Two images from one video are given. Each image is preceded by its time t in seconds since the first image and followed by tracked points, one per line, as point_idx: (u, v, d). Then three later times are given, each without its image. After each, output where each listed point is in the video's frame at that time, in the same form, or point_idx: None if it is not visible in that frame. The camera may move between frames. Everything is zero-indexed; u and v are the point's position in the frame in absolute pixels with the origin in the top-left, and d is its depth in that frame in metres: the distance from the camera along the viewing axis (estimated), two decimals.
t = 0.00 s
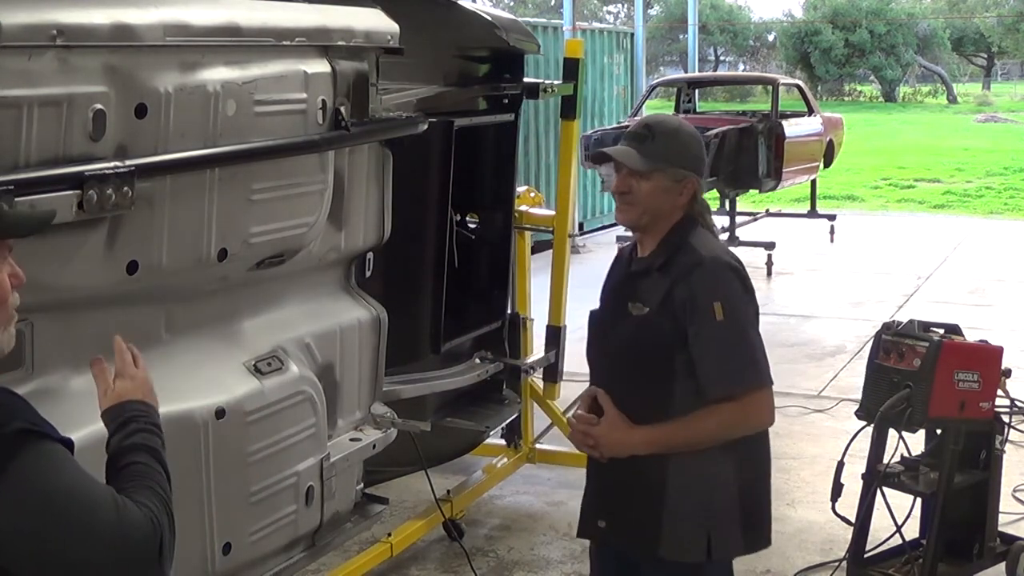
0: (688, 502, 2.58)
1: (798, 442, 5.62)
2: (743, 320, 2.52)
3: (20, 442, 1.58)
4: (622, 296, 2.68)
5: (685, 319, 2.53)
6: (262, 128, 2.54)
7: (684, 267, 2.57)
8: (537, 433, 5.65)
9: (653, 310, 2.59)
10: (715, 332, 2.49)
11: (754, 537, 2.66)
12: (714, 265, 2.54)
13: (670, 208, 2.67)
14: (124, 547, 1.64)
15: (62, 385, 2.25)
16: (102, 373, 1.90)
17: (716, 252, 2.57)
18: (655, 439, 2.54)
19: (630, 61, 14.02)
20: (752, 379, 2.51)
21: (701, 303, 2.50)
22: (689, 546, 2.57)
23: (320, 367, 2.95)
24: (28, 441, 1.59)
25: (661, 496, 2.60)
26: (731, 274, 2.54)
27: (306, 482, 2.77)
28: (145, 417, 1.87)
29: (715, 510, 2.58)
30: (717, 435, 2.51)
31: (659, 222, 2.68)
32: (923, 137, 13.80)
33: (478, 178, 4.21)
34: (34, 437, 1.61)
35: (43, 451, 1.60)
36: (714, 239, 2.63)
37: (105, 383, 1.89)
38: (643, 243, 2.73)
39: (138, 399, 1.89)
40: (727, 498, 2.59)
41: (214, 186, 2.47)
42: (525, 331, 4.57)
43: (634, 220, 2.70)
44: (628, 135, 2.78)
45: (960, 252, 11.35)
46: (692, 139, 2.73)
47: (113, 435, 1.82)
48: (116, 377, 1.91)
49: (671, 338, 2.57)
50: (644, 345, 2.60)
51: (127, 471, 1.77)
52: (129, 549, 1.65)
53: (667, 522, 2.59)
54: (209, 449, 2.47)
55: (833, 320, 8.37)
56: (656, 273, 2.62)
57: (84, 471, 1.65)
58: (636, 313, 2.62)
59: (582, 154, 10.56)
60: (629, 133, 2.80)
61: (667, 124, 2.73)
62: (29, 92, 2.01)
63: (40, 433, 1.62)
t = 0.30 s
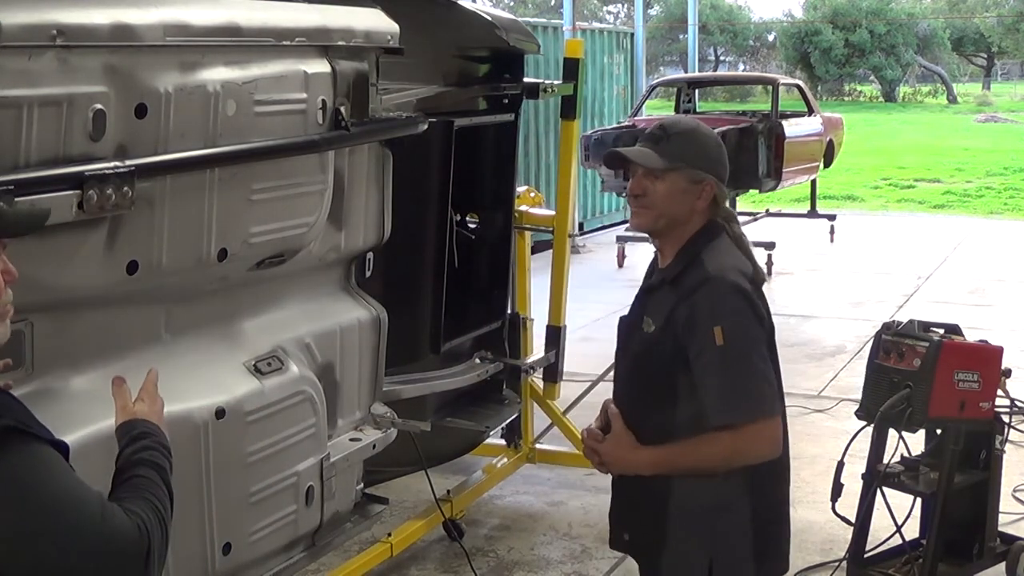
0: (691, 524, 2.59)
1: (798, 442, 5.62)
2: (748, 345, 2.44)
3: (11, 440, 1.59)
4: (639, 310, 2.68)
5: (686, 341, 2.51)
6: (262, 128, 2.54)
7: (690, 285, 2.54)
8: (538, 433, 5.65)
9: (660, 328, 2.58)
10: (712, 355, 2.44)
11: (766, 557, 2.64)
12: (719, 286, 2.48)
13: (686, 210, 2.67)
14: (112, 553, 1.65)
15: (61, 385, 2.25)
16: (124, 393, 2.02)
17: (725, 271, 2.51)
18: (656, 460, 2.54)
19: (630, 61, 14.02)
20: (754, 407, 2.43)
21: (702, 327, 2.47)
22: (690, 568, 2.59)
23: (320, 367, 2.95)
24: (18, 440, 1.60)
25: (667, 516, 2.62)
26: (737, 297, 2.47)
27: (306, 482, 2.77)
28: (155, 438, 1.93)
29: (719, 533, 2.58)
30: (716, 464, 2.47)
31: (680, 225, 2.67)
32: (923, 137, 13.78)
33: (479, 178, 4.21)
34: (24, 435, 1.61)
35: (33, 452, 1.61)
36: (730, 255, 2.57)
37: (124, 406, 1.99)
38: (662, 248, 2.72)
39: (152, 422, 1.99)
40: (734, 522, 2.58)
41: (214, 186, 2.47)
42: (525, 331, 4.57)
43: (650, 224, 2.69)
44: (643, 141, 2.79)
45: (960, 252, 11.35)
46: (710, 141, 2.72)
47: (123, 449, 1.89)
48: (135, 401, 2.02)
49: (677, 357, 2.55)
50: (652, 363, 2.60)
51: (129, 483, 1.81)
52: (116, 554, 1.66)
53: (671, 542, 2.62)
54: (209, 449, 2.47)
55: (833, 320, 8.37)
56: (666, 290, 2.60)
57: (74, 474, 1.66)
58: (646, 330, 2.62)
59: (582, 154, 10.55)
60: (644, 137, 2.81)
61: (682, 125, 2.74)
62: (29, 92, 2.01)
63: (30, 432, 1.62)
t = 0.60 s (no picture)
0: (691, 525, 2.58)
1: (798, 442, 5.62)
2: (738, 353, 2.44)
3: (10, 435, 1.59)
4: (647, 310, 2.70)
5: (681, 342, 2.52)
6: (262, 128, 2.54)
7: (690, 287, 2.54)
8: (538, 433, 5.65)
9: (659, 328, 2.59)
10: (702, 359, 2.45)
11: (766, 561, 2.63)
12: (715, 291, 2.48)
13: (698, 209, 2.65)
14: (114, 546, 1.66)
15: (61, 385, 2.25)
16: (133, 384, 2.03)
17: (724, 276, 2.50)
18: (645, 460, 2.56)
19: (630, 61, 14.02)
20: (739, 416, 2.43)
21: (694, 330, 2.48)
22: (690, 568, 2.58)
23: (320, 367, 2.95)
24: (18, 435, 1.60)
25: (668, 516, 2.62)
26: (732, 303, 2.47)
27: (306, 482, 2.77)
28: (160, 430, 1.94)
29: (720, 534, 2.57)
30: (700, 470, 2.47)
31: (692, 225, 2.66)
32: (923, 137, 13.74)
33: (479, 178, 4.21)
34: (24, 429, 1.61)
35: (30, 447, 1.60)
36: (733, 258, 2.55)
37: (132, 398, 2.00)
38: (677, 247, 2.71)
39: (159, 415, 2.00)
40: (735, 526, 2.58)
41: (213, 186, 2.47)
42: (525, 331, 4.57)
43: (663, 223, 2.69)
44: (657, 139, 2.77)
45: (960, 252, 11.35)
46: (723, 138, 2.68)
47: (129, 442, 1.90)
48: (141, 395, 2.03)
49: (673, 358, 2.56)
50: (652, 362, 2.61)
51: (136, 474, 1.81)
52: (115, 546, 1.66)
53: (672, 542, 2.60)
54: (209, 449, 2.47)
55: (833, 320, 8.37)
56: (670, 291, 2.61)
57: (75, 466, 1.66)
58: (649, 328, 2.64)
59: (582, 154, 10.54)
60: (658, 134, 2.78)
61: (694, 123, 2.70)
62: (30, 92, 2.01)
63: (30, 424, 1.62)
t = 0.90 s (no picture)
0: (691, 522, 2.58)
1: (798, 442, 5.62)
2: (742, 353, 2.44)
3: (26, 431, 1.59)
4: (652, 304, 2.69)
5: (686, 340, 2.51)
6: (262, 128, 2.54)
7: (696, 284, 2.54)
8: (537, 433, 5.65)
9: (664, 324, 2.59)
10: (708, 358, 2.45)
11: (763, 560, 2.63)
12: (721, 290, 2.48)
13: (708, 209, 2.65)
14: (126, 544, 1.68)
15: (61, 386, 2.25)
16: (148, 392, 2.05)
17: (732, 275, 2.50)
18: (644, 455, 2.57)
19: (630, 61, 14.02)
20: (743, 416, 2.43)
21: (699, 328, 2.48)
22: (689, 565, 2.58)
23: (320, 367, 2.95)
24: (33, 430, 1.60)
25: (667, 513, 2.61)
26: (738, 302, 2.46)
27: (306, 482, 2.77)
28: (168, 437, 1.95)
29: (719, 532, 2.58)
30: (702, 468, 2.48)
31: (702, 223, 2.65)
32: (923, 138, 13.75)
33: (479, 179, 4.21)
34: (39, 426, 1.61)
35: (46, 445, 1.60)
36: (741, 257, 2.55)
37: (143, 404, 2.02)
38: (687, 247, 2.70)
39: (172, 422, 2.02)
40: (734, 525, 2.58)
41: (213, 185, 2.46)
42: (525, 331, 4.57)
43: (674, 225, 2.68)
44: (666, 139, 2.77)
45: (960, 252, 11.35)
46: (731, 137, 2.67)
47: (135, 447, 1.91)
48: (151, 402, 2.03)
49: (677, 356, 2.56)
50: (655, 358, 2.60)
51: (144, 477, 1.83)
52: (127, 547, 1.68)
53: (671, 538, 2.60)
54: (209, 450, 2.47)
55: (833, 320, 8.37)
56: (677, 287, 2.60)
57: (90, 466, 1.67)
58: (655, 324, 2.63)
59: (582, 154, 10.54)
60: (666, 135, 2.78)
61: (701, 123, 2.70)
62: (30, 92, 2.01)
63: (44, 422, 1.62)
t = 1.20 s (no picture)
0: (692, 522, 2.59)
1: (798, 442, 5.62)
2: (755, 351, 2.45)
3: (87, 423, 1.49)
4: (657, 303, 2.68)
5: (698, 338, 2.51)
6: (262, 128, 2.54)
7: (708, 283, 2.53)
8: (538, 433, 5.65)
9: (674, 323, 2.58)
10: (721, 356, 2.45)
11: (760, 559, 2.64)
12: (735, 289, 2.48)
13: (704, 208, 2.64)
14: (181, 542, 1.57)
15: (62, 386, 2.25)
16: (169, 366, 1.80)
17: (744, 275, 2.50)
18: (652, 453, 2.56)
19: (630, 61, 14.03)
20: (755, 414, 2.44)
21: (713, 326, 2.48)
22: (689, 564, 2.59)
23: (320, 367, 2.95)
24: (95, 423, 1.50)
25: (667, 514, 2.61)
26: (752, 301, 2.47)
27: (306, 483, 2.77)
28: (188, 419, 1.75)
29: (720, 532, 2.58)
30: (712, 466, 2.48)
31: (703, 223, 2.64)
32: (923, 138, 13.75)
33: (479, 178, 4.21)
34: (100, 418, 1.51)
35: (100, 438, 1.49)
36: (751, 258, 2.56)
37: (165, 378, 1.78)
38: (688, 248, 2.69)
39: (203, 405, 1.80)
40: (734, 524, 2.58)
41: (214, 185, 2.46)
42: (525, 331, 4.57)
43: (673, 229, 2.67)
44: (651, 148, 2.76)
45: (960, 252, 11.35)
46: (713, 134, 2.66)
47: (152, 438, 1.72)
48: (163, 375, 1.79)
49: (687, 354, 2.55)
50: (663, 357, 2.60)
51: (175, 468, 1.68)
52: (182, 543, 1.57)
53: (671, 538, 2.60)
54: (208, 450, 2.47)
55: (833, 320, 8.37)
56: (686, 285, 2.59)
57: (144, 460, 1.55)
58: (662, 322, 2.62)
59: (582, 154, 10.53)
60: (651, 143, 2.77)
61: (682, 127, 2.69)
62: (30, 92, 2.01)
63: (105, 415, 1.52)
